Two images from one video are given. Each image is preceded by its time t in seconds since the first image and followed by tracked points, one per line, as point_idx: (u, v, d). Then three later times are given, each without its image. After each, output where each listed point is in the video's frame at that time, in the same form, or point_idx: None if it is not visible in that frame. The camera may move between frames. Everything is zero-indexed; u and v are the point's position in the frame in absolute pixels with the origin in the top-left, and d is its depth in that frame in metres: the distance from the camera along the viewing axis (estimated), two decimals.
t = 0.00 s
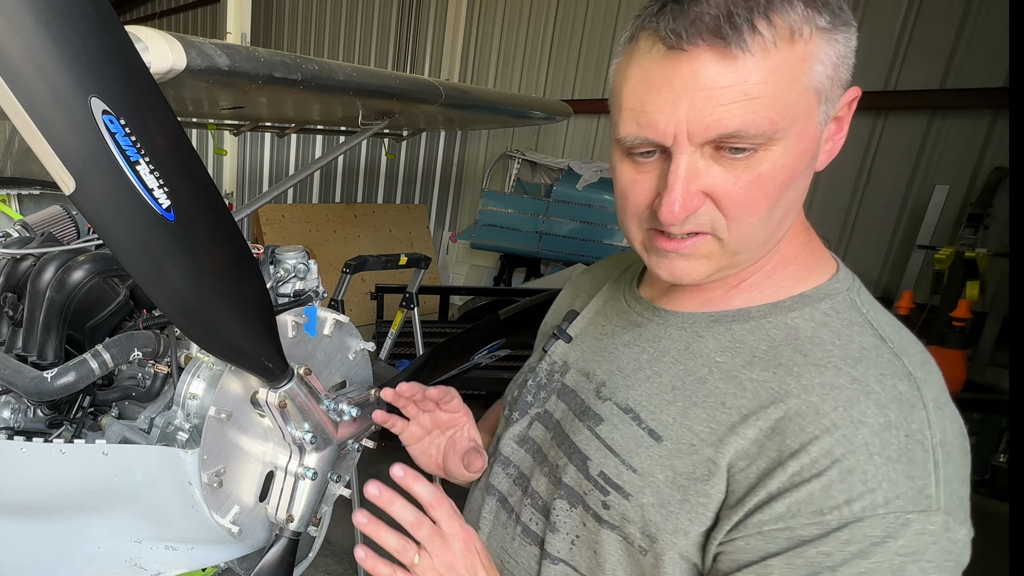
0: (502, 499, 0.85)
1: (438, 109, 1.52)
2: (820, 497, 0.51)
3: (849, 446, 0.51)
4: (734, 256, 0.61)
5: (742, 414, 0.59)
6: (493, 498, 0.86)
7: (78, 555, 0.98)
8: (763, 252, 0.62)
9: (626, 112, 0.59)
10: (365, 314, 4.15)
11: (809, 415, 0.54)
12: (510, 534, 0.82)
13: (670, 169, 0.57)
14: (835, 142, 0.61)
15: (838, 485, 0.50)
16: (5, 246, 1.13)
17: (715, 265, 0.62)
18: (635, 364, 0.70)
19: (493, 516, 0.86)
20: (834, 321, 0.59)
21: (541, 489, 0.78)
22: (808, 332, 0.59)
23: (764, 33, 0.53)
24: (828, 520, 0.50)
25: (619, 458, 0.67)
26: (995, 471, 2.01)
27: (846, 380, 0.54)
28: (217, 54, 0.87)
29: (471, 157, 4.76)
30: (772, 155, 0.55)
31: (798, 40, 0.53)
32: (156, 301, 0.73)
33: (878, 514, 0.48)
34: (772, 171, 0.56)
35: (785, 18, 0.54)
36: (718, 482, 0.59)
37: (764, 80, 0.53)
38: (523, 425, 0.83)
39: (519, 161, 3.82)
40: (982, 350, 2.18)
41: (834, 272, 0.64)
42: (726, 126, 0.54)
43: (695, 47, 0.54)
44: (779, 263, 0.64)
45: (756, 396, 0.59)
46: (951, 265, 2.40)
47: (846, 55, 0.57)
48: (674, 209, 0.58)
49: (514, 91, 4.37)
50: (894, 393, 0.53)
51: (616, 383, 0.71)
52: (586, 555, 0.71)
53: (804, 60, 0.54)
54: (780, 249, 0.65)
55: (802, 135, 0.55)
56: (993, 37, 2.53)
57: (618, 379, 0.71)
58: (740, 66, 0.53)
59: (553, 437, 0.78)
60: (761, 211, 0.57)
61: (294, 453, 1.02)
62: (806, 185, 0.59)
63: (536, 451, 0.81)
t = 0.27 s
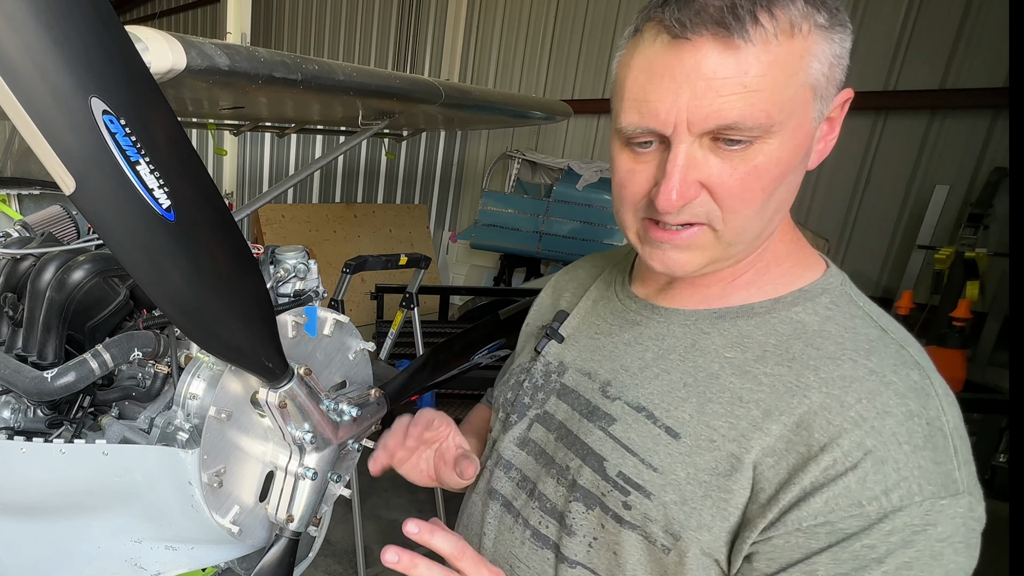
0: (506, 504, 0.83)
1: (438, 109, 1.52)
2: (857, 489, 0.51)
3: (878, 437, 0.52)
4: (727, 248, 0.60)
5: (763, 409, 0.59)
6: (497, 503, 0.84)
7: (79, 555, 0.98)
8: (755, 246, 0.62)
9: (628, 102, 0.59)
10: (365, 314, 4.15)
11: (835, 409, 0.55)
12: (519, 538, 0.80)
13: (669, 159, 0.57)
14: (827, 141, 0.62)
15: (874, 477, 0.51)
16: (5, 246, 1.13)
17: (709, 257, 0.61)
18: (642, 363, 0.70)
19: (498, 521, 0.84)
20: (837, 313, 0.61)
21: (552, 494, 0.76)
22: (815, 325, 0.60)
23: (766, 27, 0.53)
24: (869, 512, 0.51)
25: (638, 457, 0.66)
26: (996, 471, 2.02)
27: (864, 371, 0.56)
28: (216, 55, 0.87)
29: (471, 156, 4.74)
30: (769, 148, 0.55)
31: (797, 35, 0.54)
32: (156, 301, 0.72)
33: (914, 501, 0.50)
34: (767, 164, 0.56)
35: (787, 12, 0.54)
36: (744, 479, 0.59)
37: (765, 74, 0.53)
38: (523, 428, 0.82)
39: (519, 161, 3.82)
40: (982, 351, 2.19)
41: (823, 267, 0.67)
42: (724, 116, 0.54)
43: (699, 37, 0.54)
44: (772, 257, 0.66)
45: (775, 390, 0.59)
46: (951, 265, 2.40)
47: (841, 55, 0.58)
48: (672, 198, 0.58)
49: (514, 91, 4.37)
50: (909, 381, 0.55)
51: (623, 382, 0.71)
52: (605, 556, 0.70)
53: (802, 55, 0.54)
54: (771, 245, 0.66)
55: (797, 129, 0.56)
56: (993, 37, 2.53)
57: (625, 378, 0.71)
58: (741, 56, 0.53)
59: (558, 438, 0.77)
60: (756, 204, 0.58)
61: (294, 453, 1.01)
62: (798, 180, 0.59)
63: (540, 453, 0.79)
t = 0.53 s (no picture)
0: (504, 501, 0.82)
1: (438, 109, 1.52)
2: (846, 488, 0.52)
3: (868, 438, 0.52)
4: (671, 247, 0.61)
5: (755, 408, 0.60)
6: (494, 501, 0.83)
7: (79, 555, 0.98)
8: (707, 247, 0.62)
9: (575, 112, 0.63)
10: (365, 314, 4.15)
11: (825, 409, 0.55)
12: (516, 535, 0.80)
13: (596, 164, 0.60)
14: (793, 147, 0.59)
15: (863, 475, 0.52)
16: (5, 246, 1.13)
17: (656, 254, 0.63)
18: (637, 361, 0.70)
19: (495, 519, 0.83)
20: (832, 314, 0.60)
21: (548, 490, 0.76)
22: (809, 325, 0.60)
23: (675, 40, 0.54)
24: (857, 509, 0.51)
25: (633, 455, 0.66)
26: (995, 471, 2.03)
27: (855, 372, 0.56)
28: (216, 54, 0.87)
29: (471, 157, 4.75)
30: (692, 154, 0.55)
31: (713, 44, 0.54)
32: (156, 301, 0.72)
33: (902, 501, 0.50)
34: (692, 170, 0.56)
35: (705, 23, 0.54)
36: (736, 475, 0.60)
37: (672, 83, 0.54)
38: (520, 425, 0.81)
39: (519, 161, 3.82)
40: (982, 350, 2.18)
41: (820, 269, 0.66)
42: (636, 123, 0.56)
43: (614, 53, 0.57)
44: (763, 263, 0.65)
45: (768, 389, 0.59)
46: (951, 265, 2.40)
47: (788, 59, 0.55)
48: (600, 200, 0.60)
49: (514, 91, 4.37)
50: (901, 382, 0.55)
51: (619, 381, 0.71)
52: (600, 553, 0.70)
53: (720, 63, 0.54)
54: (759, 248, 0.65)
55: (723, 136, 0.55)
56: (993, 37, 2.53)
57: (620, 376, 0.71)
58: (648, 66, 0.55)
59: (554, 436, 0.77)
60: (686, 207, 0.58)
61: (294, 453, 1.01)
62: (742, 186, 0.58)
63: (537, 451, 0.79)
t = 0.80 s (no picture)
0: (492, 491, 0.86)
1: (438, 109, 1.52)
2: (785, 487, 0.53)
3: (813, 441, 0.54)
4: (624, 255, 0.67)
5: (715, 409, 0.61)
6: (484, 489, 0.88)
7: (79, 555, 0.98)
8: (659, 255, 0.66)
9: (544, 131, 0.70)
10: (364, 314, 4.15)
11: (777, 412, 0.57)
12: (501, 523, 0.85)
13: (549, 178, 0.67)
14: (739, 165, 0.61)
15: (802, 476, 0.53)
16: (5, 246, 1.13)
17: (613, 260, 0.69)
18: (616, 360, 0.71)
19: (484, 506, 0.88)
20: (804, 321, 0.61)
21: (528, 481, 0.81)
22: (780, 331, 0.61)
23: (599, 70, 0.59)
24: (790, 508, 0.53)
25: (600, 452, 0.69)
26: (996, 471, 2.08)
27: (816, 378, 0.57)
28: (216, 54, 0.87)
29: (471, 158, 4.75)
30: (623, 174, 0.60)
31: (631, 74, 0.58)
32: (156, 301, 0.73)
33: (835, 503, 0.52)
34: (625, 188, 0.61)
35: (625, 53, 0.58)
36: (691, 473, 0.62)
37: (597, 110, 0.59)
38: (510, 420, 0.84)
39: (519, 161, 3.83)
40: (982, 350, 2.16)
41: (803, 276, 0.66)
42: (567, 147, 0.62)
43: (555, 80, 0.63)
44: (741, 268, 0.66)
45: (730, 392, 0.60)
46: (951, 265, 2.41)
47: (715, 82, 0.58)
48: (552, 212, 0.67)
49: (514, 90, 4.37)
50: (858, 391, 0.56)
51: (596, 379, 0.72)
52: (567, 543, 0.74)
53: (638, 91, 0.58)
54: (735, 255, 0.67)
55: (648, 157, 0.59)
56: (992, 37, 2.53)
57: (598, 374, 0.72)
58: (575, 95, 0.60)
59: (537, 432, 0.79)
60: (626, 220, 0.63)
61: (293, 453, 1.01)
62: (681, 200, 0.61)
63: (524, 445, 0.82)
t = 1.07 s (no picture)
0: (477, 479, 0.96)
1: (438, 109, 1.52)
2: (721, 480, 0.60)
3: (751, 439, 0.60)
4: (606, 261, 0.73)
5: (668, 406, 0.70)
6: (470, 477, 0.97)
7: (79, 554, 0.98)
8: (638, 262, 0.72)
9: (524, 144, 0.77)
10: (364, 314, 4.15)
11: (722, 410, 0.64)
12: (483, 509, 0.95)
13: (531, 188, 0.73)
14: (710, 174, 0.68)
15: (738, 471, 0.59)
16: (6, 246, 1.13)
17: (596, 265, 0.75)
18: (588, 358, 0.81)
19: (470, 493, 0.97)
20: (762, 325, 0.68)
21: (506, 469, 0.91)
22: (738, 335, 0.68)
23: (574, 86, 0.65)
24: (724, 500, 0.59)
25: (565, 444, 0.78)
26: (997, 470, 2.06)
27: (760, 381, 0.64)
28: (216, 54, 0.87)
29: (471, 158, 4.74)
30: (599, 185, 0.66)
31: (604, 89, 0.64)
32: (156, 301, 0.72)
33: (767, 497, 0.58)
34: (601, 197, 0.67)
35: (596, 70, 0.65)
36: (643, 465, 0.70)
37: (573, 124, 0.65)
38: (496, 410, 0.94)
39: (519, 162, 3.84)
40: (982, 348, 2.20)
41: (772, 278, 0.74)
42: (546, 159, 0.68)
43: (533, 94, 0.70)
44: (714, 271, 0.74)
45: (683, 391, 0.69)
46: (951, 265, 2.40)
47: (683, 96, 0.64)
48: (534, 221, 0.73)
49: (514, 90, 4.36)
50: (800, 395, 0.62)
51: (569, 376, 0.82)
52: (534, 527, 0.84)
53: (610, 105, 0.64)
54: (708, 260, 0.74)
55: (623, 169, 0.65)
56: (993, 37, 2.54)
57: (572, 372, 0.82)
58: (552, 110, 0.67)
59: (517, 423, 0.89)
60: (604, 228, 0.69)
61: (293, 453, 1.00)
62: (657, 208, 0.68)
63: (506, 434, 0.92)
